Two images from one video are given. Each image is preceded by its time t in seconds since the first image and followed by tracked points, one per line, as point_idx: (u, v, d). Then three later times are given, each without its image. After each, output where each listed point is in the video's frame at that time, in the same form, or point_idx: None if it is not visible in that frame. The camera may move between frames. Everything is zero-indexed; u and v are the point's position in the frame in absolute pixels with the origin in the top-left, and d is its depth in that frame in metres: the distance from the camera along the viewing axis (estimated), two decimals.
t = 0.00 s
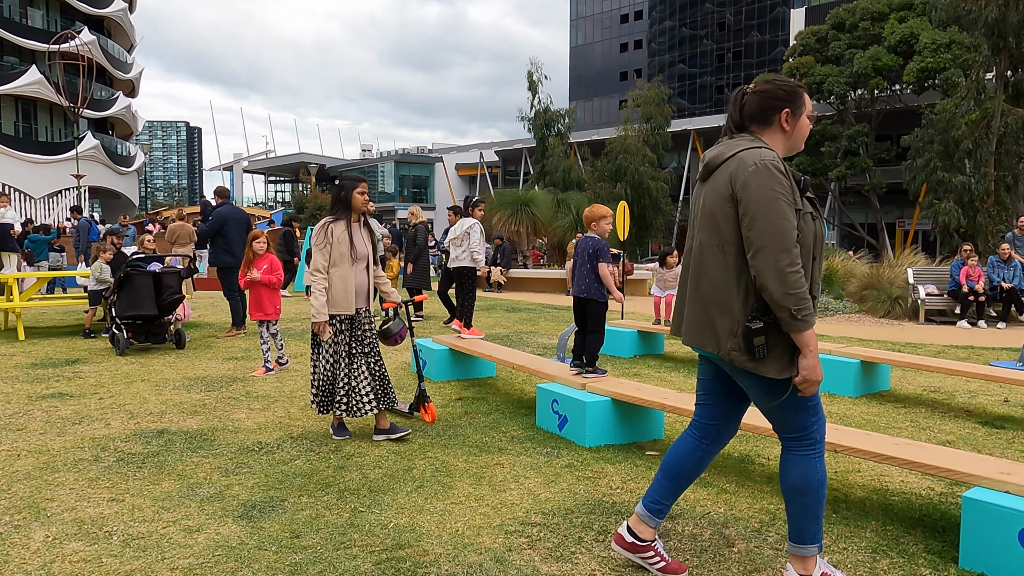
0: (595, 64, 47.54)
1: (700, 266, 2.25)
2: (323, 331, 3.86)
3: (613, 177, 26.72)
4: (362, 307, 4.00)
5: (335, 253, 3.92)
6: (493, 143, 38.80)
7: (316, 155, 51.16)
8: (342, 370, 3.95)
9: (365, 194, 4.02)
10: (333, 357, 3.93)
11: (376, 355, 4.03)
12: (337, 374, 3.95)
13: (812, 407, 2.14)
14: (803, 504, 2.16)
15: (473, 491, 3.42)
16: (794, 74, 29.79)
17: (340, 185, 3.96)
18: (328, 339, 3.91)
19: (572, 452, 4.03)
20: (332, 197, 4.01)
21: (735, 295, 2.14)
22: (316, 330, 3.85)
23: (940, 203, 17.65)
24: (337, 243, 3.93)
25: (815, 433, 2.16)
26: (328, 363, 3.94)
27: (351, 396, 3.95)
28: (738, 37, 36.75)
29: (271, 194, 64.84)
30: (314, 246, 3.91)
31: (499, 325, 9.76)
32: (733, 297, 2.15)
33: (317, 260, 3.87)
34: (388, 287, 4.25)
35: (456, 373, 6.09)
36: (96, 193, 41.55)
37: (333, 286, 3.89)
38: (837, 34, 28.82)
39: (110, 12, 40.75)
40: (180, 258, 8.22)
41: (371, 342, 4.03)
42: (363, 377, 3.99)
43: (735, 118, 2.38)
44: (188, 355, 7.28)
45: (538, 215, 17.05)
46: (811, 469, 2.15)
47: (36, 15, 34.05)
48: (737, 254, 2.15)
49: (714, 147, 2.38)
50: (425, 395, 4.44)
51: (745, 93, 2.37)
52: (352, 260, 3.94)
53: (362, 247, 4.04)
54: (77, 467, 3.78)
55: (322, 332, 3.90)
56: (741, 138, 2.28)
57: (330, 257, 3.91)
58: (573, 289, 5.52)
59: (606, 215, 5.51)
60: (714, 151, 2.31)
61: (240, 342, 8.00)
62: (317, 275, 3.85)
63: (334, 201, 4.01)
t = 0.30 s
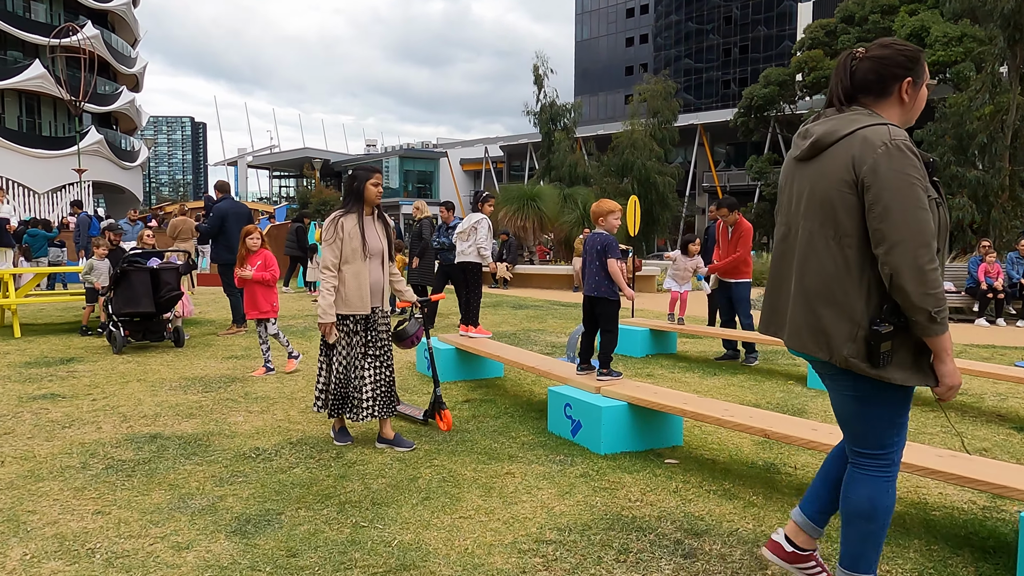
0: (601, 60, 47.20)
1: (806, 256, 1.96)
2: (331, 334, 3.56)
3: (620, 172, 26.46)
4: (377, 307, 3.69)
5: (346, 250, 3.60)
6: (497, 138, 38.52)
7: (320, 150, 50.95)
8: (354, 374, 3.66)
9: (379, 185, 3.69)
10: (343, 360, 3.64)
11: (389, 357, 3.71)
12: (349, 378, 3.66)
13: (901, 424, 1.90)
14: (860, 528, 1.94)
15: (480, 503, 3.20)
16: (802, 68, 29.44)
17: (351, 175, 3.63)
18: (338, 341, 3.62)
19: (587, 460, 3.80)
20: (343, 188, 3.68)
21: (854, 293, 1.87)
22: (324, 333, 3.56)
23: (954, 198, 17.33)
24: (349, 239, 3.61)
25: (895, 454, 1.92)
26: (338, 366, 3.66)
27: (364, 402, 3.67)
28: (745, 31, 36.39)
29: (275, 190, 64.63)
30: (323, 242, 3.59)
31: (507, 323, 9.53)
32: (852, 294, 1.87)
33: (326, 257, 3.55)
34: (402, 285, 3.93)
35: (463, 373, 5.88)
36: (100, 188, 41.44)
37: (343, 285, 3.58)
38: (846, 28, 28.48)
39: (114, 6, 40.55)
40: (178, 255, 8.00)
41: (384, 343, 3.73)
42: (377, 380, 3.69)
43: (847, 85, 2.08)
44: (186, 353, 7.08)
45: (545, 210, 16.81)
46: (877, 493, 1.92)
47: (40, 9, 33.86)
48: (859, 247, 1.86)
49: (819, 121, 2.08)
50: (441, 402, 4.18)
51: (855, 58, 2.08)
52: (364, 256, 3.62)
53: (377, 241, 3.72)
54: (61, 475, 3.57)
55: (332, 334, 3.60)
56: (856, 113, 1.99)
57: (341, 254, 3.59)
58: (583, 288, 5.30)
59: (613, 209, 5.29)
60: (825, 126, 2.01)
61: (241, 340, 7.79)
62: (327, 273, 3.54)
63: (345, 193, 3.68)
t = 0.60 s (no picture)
0: (612, 57, 46.86)
1: (920, 257, 1.77)
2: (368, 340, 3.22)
3: (633, 170, 26.19)
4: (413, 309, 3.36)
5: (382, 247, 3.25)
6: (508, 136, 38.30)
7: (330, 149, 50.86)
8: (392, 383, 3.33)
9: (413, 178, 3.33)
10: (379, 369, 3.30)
11: (421, 361, 3.42)
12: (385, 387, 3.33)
13: (1016, 455, 1.71)
14: (951, 565, 1.78)
15: (506, 522, 2.99)
16: (817, 66, 29.07)
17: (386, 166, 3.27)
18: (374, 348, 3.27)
19: (616, 474, 3.58)
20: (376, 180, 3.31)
21: (978, 299, 1.67)
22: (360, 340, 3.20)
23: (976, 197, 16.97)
24: (386, 235, 3.25)
25: (1001, 488, 1.74)
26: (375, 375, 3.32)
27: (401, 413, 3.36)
28: (758, 29, 36.02)
29: (285, 188, 64.53)
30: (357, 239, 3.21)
31: (522, 324, 9.31)
32: (975, 301, 1.67)
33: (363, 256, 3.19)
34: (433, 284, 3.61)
35: (481, 378, 5.67)
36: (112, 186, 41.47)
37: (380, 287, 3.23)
38: (863, 24, 28.09)
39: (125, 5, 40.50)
40: (188, 255, 7.82)
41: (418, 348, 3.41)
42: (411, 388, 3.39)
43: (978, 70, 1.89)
44: (195, 355, 6.90)
45: (558, 208, 16.57)
46: (978, 530, 1.76)
47: (52, 8, 33.83)
48: (985, 247, 1.65)
49: (943, 108, 1.85)
50: (471, 414, 3.88)
51: (990, 39, 1.87)
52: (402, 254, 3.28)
53: (412, 238, 3.38)
54: (61, 488, 3.37)
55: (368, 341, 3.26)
56: (986, 96, 1.76)
57: (378, 252, 3.24)
58: (602, 288, 5.06)
59: (633, 206, 5.03)
60: (949, 111, 1.79)
61: (251, 341, 7.61)
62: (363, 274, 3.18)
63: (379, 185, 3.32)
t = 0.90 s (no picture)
0: (625, 56, 46.56)
1: None
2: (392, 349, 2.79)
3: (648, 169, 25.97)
4: (447, 317, 2.94)
5: (415, 246, 2.84)
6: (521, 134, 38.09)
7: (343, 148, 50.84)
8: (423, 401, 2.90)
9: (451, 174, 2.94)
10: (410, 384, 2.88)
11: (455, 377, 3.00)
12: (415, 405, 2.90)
13: None
14: None
15: (537, 542, 2.78)
16: (834, 63, 28.64)
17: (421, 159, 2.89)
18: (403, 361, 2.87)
19: (650, 489, 3.36)
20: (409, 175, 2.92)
21: None
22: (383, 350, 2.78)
23: (1001, 195, 16.57)
24: (419, 235, 2.85)
25: None
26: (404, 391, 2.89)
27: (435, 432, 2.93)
28: (773, 26, 35.60)
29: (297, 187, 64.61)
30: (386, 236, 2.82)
31: (540, 326, 9.10)
32: None
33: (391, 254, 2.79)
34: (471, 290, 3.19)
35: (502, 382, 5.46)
36: (126, 185, 41.56)
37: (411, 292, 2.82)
38: (881, 21, 27.68)
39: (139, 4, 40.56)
40: (200, 254, 7.67)
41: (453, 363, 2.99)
42: (447, 407, 2.97)
43: None
44: (207, 357, 6.75)
45: (574, 207, 16.37)
46: None
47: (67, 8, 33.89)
48: None
49: None
50: (503, 427, 3.59)
51: None
52: (435, 255, 2.88)
53: (448, 240, 2.97)
54: (63, 502, 3.19)
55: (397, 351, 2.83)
56: None
57: (409, 253, 2.83)
58: (631, 291, 4.83)
59: (665, 204, 4.83)
60: None
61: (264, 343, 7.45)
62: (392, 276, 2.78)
63: (412, 180, 2.93)
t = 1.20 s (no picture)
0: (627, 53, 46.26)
1: None
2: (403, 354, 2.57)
3: (651, 166, 25.75)
4: (464, 319, 2.72)
5: (431, 241, 2.62)
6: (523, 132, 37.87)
7: (344, 145, 50.57)
8: (438, 413, 2.66)
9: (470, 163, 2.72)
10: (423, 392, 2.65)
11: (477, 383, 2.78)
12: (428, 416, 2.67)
13: None
14: None
15: (556, 563, 2.55)
16: (839, 60, 28.41)
17: (438, 146, 2.68)
18: (420, 367, 2.63)
19: (674, 502, 3.13)
20: (425, 163, 2.70)
21: None
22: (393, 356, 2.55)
23: (1011, 193, 16.32)
24: (436, 229, 2.62)
25: None
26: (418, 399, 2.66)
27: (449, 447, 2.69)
28: (776, 23, 35.35)
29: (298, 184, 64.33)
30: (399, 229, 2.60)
31: (547, 324, 8.88)
32: None
33: (405, 249, 2.57)
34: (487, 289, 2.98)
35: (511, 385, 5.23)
36: (126, 183, 41.34)
37: (426, 291, 2.60)
38: (886, 17, 27.40)
39: None
40: (196, 251, 7.42)
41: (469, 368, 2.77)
42: (464, 416, 2.74)
43: None
44: (203, 357, 6.52)
45: (578, 204, 16.15)
46: None
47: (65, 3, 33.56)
48: None
49: None
50: (520, 436, 3.32)
51: None
52: (453, 251, 2.66)
53: (467, 234, 2.76)
54: (41, 516, 2.96)
55: (413, 355, 2.61)
56: None
57: (424, 248, 2.61)
58: (652, 289, 4.59)
59: (691, 197, 4.53)
60: None
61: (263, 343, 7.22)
62: (403, 274, 2.56)
63: (428, 169, 2.71)
